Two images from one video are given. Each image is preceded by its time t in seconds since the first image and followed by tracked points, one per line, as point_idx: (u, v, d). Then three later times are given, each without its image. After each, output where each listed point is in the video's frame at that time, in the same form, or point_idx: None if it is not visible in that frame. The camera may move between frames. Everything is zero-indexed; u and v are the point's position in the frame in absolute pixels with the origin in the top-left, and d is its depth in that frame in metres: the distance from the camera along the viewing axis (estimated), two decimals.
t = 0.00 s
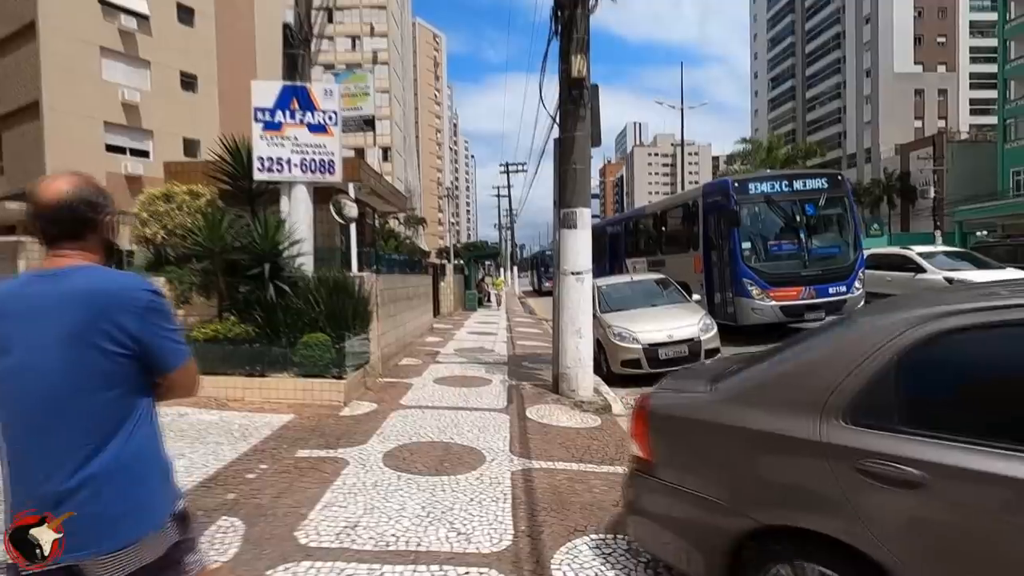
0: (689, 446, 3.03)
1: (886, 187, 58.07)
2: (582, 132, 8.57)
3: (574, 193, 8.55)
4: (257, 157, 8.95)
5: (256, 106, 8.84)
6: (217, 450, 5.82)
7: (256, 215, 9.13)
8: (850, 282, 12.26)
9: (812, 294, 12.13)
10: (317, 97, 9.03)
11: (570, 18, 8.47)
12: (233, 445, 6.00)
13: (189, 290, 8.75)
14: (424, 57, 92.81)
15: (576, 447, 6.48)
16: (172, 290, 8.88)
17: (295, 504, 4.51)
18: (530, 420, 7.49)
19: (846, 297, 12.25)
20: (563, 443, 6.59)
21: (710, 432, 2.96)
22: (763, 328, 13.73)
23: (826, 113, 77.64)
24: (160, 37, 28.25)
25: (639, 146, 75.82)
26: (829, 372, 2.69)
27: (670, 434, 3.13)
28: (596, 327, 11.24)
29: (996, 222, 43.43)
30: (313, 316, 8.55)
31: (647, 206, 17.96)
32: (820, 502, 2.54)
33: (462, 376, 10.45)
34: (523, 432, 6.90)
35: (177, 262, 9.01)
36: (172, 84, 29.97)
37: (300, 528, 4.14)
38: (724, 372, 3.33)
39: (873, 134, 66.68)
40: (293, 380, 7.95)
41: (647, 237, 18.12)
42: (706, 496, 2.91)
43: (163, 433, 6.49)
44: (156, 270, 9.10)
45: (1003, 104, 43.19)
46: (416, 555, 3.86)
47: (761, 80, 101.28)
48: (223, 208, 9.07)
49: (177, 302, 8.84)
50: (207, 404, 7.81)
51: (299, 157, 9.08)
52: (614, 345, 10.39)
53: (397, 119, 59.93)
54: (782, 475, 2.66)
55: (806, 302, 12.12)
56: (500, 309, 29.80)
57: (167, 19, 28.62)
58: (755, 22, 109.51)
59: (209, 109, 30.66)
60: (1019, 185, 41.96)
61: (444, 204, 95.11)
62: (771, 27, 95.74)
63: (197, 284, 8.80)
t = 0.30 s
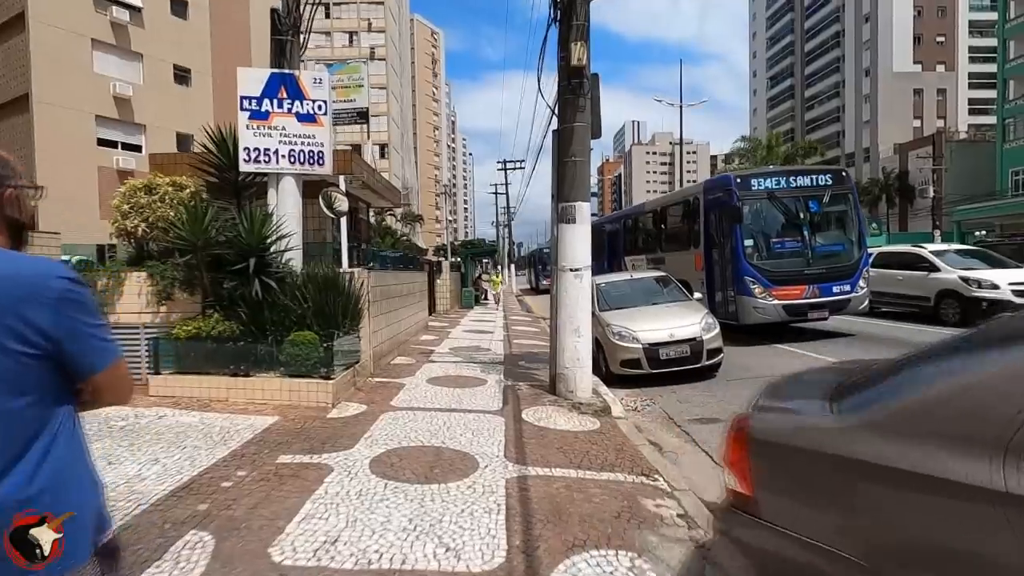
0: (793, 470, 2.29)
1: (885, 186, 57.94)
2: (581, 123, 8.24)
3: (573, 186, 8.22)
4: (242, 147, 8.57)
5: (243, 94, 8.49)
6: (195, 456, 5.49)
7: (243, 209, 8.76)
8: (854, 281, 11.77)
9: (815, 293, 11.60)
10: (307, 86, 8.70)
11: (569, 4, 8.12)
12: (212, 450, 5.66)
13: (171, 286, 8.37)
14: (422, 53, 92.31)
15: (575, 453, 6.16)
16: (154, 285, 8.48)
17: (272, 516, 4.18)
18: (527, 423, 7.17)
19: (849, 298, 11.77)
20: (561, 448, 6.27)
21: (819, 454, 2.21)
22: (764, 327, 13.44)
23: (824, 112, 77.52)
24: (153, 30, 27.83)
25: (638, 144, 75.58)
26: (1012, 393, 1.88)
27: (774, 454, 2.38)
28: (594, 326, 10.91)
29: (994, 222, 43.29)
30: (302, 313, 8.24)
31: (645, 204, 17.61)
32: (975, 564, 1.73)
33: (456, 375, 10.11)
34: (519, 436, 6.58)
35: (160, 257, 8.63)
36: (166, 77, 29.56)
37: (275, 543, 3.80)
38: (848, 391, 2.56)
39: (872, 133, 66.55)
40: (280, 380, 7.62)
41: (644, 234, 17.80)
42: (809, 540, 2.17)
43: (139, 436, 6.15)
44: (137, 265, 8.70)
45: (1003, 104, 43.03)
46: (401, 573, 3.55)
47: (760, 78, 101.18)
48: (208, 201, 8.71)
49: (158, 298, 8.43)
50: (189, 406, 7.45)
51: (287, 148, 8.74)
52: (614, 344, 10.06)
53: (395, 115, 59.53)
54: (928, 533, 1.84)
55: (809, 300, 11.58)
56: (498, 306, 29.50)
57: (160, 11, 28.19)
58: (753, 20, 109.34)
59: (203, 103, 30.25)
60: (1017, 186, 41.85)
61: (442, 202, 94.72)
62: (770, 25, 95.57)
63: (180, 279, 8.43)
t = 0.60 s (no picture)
0: (957, 517, 2.02)
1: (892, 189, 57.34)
2: (587, 119, 7.91)
3: (577, 185, 7.90)
4: (236, 144, 8.26)
5: (236, 88, 8.19)
6: (176, 468, 5.18)
7: (236, 208, 8.45)
8: (869, 284, 11.22)
9: (827, 297, 11.04)
10: (303, 80, 8.42)
11: None
12: (195, 461, 5.35)
13: (161, 287, 8.09)
14: (426, 55, 92.17)
15: (579, 465, 5.81)
16: (143, 286, 8.19)
17: (251, 538, 3.85)
18: (529, 432, 6.83)
19: (863, 301, 11.19)
20: (565, 460, 5.93)
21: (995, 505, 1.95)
22: (774, 332, 13.05)
23: (830, 114, 76.96)
24: (155, 28, 27.66)
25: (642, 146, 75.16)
26: None
27: (937, 494, 2.10)
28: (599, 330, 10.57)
29: (1002, 226, 42.66)
30: (295, 316, 7.88)
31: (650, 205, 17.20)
32: None
33: (456, 380, 9.78)
34: (520, 447, 6.25)
35: (150, 257, 8.34)
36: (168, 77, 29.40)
37: (252, 570, 3.47)
38: None
39: (879, 136, 65.97)
40: (271, 385, 7.30)
41: (648, 236, 17.45)
42: None
43: (120, 446, 5.85)
44: (127, 265, 8.41)
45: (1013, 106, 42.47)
46: None
47: (766, 81, 100.65)
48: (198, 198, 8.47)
49: (147, 300, 8.17)
50: (176, 412, 7.15)
51: (282, 145, 8.44)
52: (619, 349, 9.72)
53: (399, 116, 59.38)
54: None
55: (821, 304, 11.02)
56: (500, 309, 29.14)
57: (163, 10, 28.01)
58: (758, 22, 108.89)
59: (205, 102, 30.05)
60: None
61: (445, 203, 94.55)
62: (775, 27, 95.11)
63: (170, 280, 8.15)
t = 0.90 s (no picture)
0: None
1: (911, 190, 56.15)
2: (602, 112, 7.54)
3: (590, 180, 7.53)
4: (238, 139, 8.01)
5: (237, 82, 7.94)
6: (164, 477, 4.89)
7: (238, 205, 8.17)
8: (895, 287, 10.65)
9: (852, 300, 10.47)
10: (306, 73, 8.15)
11: None
12: (185, 471, 5.05)
13: (160, 287, 7.85)
14: (438, 56, 92.22)
15: (593, 477, 5.42)
16: (142, 286, 7.95)
17: (235, 558, 3.54)
18: (539, 441, 6.46)
19: (890, 304, 10.62)
20: (577, 472, 5.54)
21: None
22: (795, 335, 12.56)
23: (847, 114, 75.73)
24: (168, 29, 27.73)
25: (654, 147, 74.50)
26: None
27: None
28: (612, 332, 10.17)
29: None
30: (297, 317, 7.60)
31: (664, 205, 16.71)
32: None
33: (464, 384, 9.43)
34: (530, 456, 5.91)
35: (149, 255, 8.09)
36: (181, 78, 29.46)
37: None
38: None
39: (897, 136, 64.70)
40: (270, 389, 7.02)
41: (662, 236, 16.99)
42: None
43: (109, 452, 5.57)
44: (126, 263, 8.17)
45: None
46: None
47: (780, 81, 99.45)
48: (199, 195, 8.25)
49: (146, 299, 7.93)
50: (173, 417, 6.89)
51: (285, 140, 8.17)
52: (633, 353, 9.33)
53: (410, 118, 59.35)
54: None
55: (845, 308, 10.45)
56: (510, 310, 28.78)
57: (175, 11, 28.09)
58: (773, 21, 107.67)
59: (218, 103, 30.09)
60: None
61: (456, 205, 94.49)
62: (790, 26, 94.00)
63: (169, 280, 7.91)
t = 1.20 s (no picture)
0: None
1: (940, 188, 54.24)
2: (622, 104, 7.14)
3: (609, 177, 7.14)
4: (244, 137, 7.79)
5: (244, 78, 7.72)
6: (156, 492, 4.62)
7: (245, 205, 7.94)
8: (934, 289, 10.00)
9: (888, 303, 9.85)
10: (314, 69, 7.90)
11: None
12: (179, 485, 4.78)
13: (166, 290, 7.66)
14: (455, 58, 92.29)
15: (613, 496, 5.02)
16: (148, 289, 7.77)
17: None
18: (554, 453, 6.06)
19: (928, 307, 9.98)
20: (596, 489, 5.13)
21: None
22: (824, 339, 11.97)
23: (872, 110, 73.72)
24: (187, 34, 27.94)
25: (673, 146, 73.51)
26: None
27: None
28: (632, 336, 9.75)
29: None
30: (304, 321, 7.33)
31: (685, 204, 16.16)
32: None
33: (478, 390, 9.09)
34: (546, 470, 5.53)
35: (155, 257, 7.91)
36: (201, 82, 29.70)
37: None
38: None
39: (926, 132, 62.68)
40: (275, 396, 6.74)
41: (682, 235, 16.45)
42: None
43: (104, 463, 5.33)
44: (131, 265, 8.00)
45: None
46: None
47: (803, 78, 97.42)
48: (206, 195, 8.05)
49: (151, 303, 7.75)
50: (175, 424, 6.66)
51: (293, 138, 7.92)
52: (655, 358, 8.89)
53: (427, 120, 59.28)
54: None
55: (880, 311, 9.84)
56: (527, 311, 28.39)
57: (195, 15, 28.31)
58: (795, 17, 105.67)
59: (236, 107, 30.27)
60: None
61: (473, 206, 94.35)
62: (813, 22, 92.07)
63: (175, 283, 7.72)
